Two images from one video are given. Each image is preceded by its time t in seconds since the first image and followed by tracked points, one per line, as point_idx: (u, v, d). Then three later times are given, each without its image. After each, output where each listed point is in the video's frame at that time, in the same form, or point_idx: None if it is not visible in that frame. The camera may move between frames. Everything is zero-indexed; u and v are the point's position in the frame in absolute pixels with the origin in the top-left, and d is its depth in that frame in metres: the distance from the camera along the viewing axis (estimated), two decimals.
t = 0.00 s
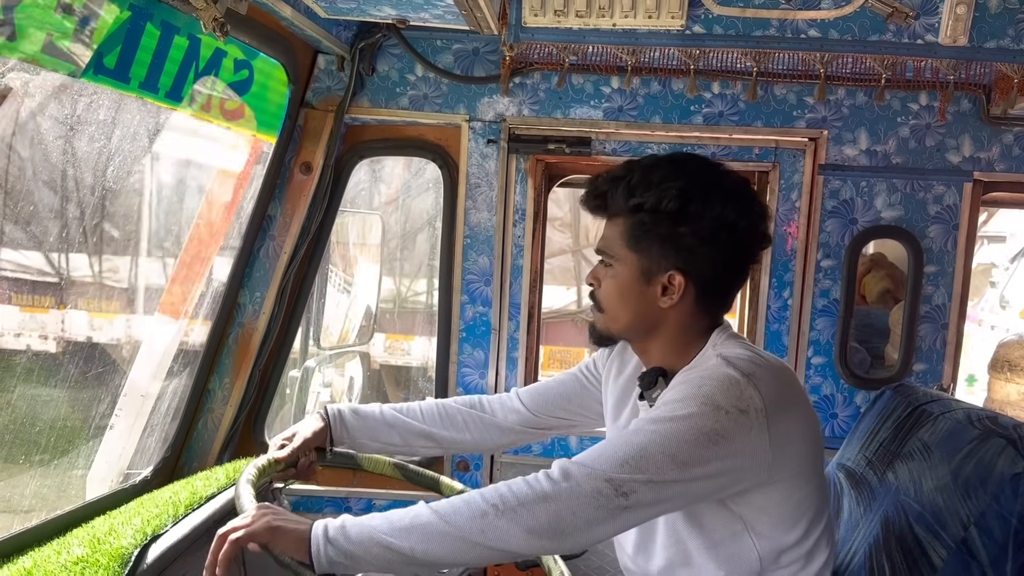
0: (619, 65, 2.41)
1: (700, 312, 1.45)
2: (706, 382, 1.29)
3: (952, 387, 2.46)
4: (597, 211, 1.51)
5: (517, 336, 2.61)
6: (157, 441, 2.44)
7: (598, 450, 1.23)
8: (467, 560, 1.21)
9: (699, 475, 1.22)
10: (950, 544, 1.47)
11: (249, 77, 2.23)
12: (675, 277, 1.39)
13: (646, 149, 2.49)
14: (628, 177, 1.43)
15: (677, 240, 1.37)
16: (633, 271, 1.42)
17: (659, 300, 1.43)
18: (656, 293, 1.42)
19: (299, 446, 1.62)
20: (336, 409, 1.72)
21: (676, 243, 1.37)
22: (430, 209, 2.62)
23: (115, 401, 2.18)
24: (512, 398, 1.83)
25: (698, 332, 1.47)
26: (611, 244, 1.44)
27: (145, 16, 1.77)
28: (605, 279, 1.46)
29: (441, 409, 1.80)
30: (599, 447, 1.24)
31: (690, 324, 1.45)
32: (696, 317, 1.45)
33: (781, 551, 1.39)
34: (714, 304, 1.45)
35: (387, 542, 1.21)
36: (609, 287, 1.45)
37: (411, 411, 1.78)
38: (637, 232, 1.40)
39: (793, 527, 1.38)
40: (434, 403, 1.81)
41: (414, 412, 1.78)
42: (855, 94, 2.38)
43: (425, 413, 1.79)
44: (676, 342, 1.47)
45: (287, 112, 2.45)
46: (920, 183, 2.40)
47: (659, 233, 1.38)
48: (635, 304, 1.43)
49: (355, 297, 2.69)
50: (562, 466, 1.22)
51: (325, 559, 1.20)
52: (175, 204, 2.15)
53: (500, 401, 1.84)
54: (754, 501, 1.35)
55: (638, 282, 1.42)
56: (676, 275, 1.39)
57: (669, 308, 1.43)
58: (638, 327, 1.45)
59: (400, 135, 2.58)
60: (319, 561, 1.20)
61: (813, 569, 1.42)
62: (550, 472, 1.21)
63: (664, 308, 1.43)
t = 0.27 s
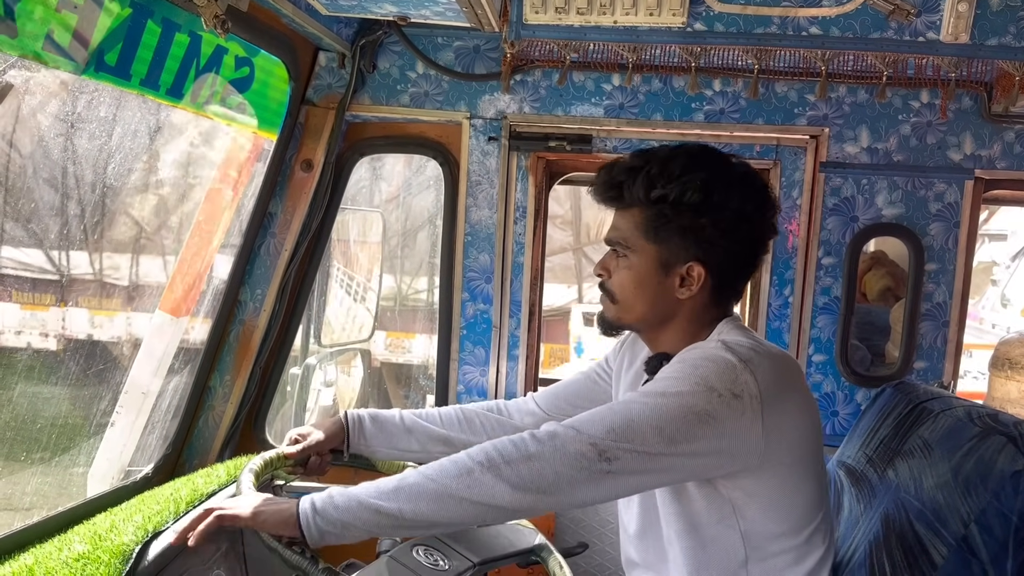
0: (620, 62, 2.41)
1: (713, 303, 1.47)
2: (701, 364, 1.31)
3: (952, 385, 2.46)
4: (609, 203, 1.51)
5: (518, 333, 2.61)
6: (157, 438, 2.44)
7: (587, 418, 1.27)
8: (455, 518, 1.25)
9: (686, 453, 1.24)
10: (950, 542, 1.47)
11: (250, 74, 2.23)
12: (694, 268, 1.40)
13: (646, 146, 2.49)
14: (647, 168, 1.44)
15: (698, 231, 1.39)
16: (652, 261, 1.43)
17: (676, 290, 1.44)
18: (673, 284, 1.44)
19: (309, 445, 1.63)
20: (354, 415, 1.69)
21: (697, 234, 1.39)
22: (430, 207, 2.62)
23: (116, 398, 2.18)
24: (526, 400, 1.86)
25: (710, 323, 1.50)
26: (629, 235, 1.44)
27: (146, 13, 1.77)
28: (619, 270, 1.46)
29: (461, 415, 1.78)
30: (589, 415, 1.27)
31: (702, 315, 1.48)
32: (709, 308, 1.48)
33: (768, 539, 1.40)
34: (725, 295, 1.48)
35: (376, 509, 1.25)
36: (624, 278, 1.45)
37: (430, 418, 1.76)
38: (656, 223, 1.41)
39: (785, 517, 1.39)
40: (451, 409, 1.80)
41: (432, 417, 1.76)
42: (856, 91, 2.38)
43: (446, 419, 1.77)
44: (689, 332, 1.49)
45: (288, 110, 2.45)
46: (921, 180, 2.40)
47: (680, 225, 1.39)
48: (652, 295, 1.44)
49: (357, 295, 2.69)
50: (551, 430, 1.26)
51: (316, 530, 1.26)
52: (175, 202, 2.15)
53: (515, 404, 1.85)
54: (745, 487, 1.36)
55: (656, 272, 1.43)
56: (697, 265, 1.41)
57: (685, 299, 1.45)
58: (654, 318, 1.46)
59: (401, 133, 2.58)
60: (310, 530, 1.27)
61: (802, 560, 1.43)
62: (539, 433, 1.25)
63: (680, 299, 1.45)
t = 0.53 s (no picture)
0: (620, 61, 2.42)
1: (737, 301, 1.49)
2: (725, 355, 1.30)
3: (952, 383, 2.46)
4: (638, 196, 1.49)
5: (518, 332, 2.62)
6: (159, 437, 2.45)
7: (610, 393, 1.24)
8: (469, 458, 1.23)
9: (702, 441, 1.24)
10: (950, 540, 1.47)
11: (251, 74, 2.24)
12: (727, 264, 1.41)
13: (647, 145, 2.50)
14: (682, 163, 1.43)
15: (732, 229, 1.40)
16: (683, 257, 1.43)
17: (705, 285, 1.45)
18: (704, 279, 1.44)
19: (314, 445, 1.63)
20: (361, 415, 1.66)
21: (732, 231, 1.40)
22: (431, 206, 2.62)
23: (118, 397, 2.18)
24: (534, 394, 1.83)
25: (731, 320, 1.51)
26: (661, 229, 1.43)
27: (147, 14, 1.78)
28: (648, 264, 1.46)
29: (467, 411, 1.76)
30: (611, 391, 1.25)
31: (725, 311, 1.49)
32: (732, 305, 1.49)
33: (776, 537, 1.41)
34: (749, 293, 1.49)
35: (397, 412, 1.22)
36: (653, 272, 1.45)
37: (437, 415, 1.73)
38: (692, 218, 1.41)
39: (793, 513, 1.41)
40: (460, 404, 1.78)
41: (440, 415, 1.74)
42: (856, 90, 2.39)
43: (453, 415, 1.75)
44: (712, 327, 1.50)
45: (289, 110, 2.45)
46: (921, 179, 2.40)
47: (717, 221, 1.40)
48: (682, 290, 1.44)
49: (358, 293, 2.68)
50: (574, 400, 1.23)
51: (340, 399, 1.22)
52: (176, 202, 2.16)
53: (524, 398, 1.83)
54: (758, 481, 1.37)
55: (687, 268, 1.43)
56: (729, 262, 1.42)
57: (713, 295, 1.46)
58: (680, 313, 1.47)
59: (401, 132, 2.58)
60: (333, 396, 1.23)
61: (809, 559, 1.44)
62: (562, 401, 1.22)
63: (708, 295, 1.46)
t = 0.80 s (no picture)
0: (619, 59, 2.42)
1: (746, 299, 1.55)
2: (753, 379, 1.34)
3: (952, 382, 2.46)
4: (661, 186, 1.55)
5: (517, 331, 2.62)
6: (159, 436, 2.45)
7: (697, 471, 1.24)
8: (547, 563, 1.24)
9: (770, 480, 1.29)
10: (949, 539, 1.48)
11: (250, 73, 2.24)
12: (745, 260, 1.47)
13: (646, 144, 2.50)
14: (710, 158, 1.49)
15: (754, 226, 1.47)
16: (704, 249, 1.48)
17: (720, 280, 1.50)
18: (721, 273, 1.49)
19: (313, 446, 1.63)
20: (362, 416, 1.71)
21: (755, 228, 1.47)
22: (431, 205, 2.62)
23: (118, 396, 2.18)
24: (534, 395, 1.87)
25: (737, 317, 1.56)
26: (684, 219, 1.48)
27: (146, 13, 1.78)
28: (666, 255, 1.51)
29: (467, 412, 1.80)
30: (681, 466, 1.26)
31: (733, 309, 1.54)
32: (740, 303, 1.54)
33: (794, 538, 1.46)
34: (757, 293, 1.56)
35: (498, 530, 1.25)
36: (672, 262, 1.50)
37: (438, 415, 1.77)
38: (717, 212, 1.47)
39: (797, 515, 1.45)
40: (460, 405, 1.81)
41: (439, 415, 1.77)
42: (855, 89, 2.39)
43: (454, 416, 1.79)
44: (721, 322, 1.55)
45: (288, 108, 2.46)
46: (920, 178, 2.40)
47: (739, 217, 1.47)
48: (698, 282, 1.49)
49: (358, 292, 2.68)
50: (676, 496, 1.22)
51: (436, 506, 1.26)
52: (175, 202, 2.16)
53: (525, 398, 1.87)
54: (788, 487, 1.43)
55: (707, 260, 1.48)
56: (747, 259, 1.48)
57: (726, 290, 1.51)
58: (694, 304, 1.51)
59: (400, 130, 2.58)
60: (429, 503, 1.27)
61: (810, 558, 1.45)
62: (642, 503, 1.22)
63: (721, 290, 1.51)
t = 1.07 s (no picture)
0: (615, 61, 2.43)
1: (752, 308, 1.51)
2: (810, 404, 1.28)
3: (948, 383, 2.46)
4: (669, 186, 1.52)
5: (514, 332, 2.62)
6: (155, 437, 2.45)
7: (831, 527, 1.17)
8: None
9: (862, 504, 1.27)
10: (944, 540, 1.47)
11: (245, 75, 2.24)
12: (752, 264, 1.44)
13: (642, 145, 2.50)
14: (720, 160, 1.47)
15: (762, 231, 1.45)
16: (710, 252, 1.45)
17: (727, 284, 1.47)
18: (727, 278, 1.46)
19: (308, 448, 1.61)
20: (357, 420, 1.70)
21: (763, 232, 1.45)
22: (427, 206, 2.63)
23: (114, 398, 2.19)
24: (530, 396, 1.86)
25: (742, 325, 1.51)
26: (692, 222, 1.46)
27: (140, 15, 1.78)
28: (671, 257, 1.47)
29: (461, 417, 1.80)
30: (817, 524, 1.18)
31: (739, 317, 1.49)
32: (747, 311, 1.50)
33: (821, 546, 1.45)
34: (763, 300, 1.51)
35: None
36: (677, 266, 1.46)
37: (434, 420, 1.77)
38: (725, 215, 1.44)
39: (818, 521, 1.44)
40: (455, 409, 1.81)
41: (436, 420, 1.78)
42: (850, 90, 2.39)
43: (449, 420, 1.79)
44: (728, 330, 1.49)
45: (284, 110, 2.46)
46: (915, 178, 2.40)
47: (746, 221, 1.44)
48: (704, 286, 1.45)
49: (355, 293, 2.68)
50: (830, 559, 1.14)
51: None
52: (171, 203, 2.16)
53: (521, 400, 1.86)
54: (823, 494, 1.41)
55: (714, 263, 1.45)
56: (755, 263, 1.45)
57: (732, 294, 1.47)
58: (699, 309, 1.47)
59: (396, 132, 2.58)
60: None
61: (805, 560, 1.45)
62: None
63: (727, 294, 1.47)
